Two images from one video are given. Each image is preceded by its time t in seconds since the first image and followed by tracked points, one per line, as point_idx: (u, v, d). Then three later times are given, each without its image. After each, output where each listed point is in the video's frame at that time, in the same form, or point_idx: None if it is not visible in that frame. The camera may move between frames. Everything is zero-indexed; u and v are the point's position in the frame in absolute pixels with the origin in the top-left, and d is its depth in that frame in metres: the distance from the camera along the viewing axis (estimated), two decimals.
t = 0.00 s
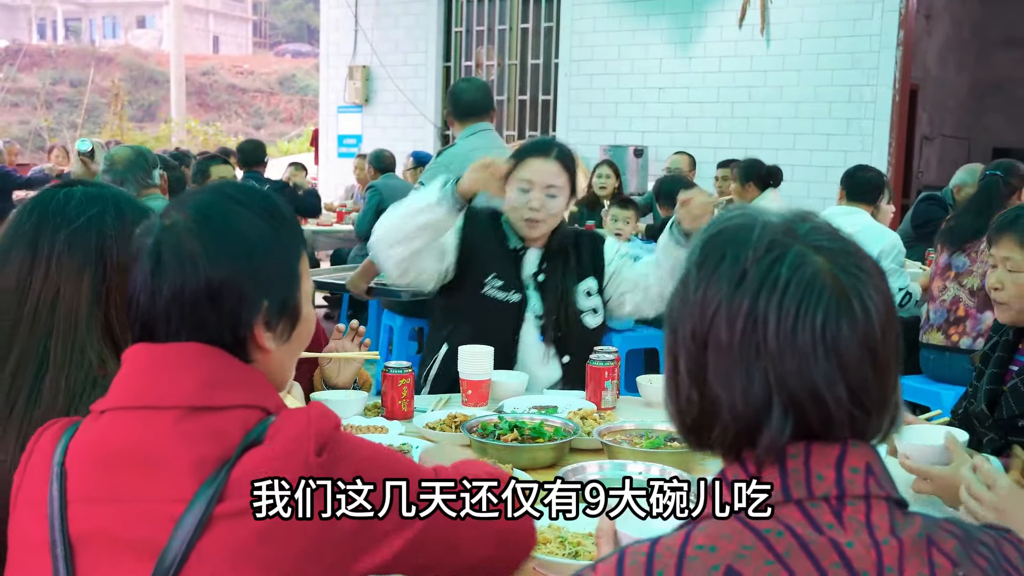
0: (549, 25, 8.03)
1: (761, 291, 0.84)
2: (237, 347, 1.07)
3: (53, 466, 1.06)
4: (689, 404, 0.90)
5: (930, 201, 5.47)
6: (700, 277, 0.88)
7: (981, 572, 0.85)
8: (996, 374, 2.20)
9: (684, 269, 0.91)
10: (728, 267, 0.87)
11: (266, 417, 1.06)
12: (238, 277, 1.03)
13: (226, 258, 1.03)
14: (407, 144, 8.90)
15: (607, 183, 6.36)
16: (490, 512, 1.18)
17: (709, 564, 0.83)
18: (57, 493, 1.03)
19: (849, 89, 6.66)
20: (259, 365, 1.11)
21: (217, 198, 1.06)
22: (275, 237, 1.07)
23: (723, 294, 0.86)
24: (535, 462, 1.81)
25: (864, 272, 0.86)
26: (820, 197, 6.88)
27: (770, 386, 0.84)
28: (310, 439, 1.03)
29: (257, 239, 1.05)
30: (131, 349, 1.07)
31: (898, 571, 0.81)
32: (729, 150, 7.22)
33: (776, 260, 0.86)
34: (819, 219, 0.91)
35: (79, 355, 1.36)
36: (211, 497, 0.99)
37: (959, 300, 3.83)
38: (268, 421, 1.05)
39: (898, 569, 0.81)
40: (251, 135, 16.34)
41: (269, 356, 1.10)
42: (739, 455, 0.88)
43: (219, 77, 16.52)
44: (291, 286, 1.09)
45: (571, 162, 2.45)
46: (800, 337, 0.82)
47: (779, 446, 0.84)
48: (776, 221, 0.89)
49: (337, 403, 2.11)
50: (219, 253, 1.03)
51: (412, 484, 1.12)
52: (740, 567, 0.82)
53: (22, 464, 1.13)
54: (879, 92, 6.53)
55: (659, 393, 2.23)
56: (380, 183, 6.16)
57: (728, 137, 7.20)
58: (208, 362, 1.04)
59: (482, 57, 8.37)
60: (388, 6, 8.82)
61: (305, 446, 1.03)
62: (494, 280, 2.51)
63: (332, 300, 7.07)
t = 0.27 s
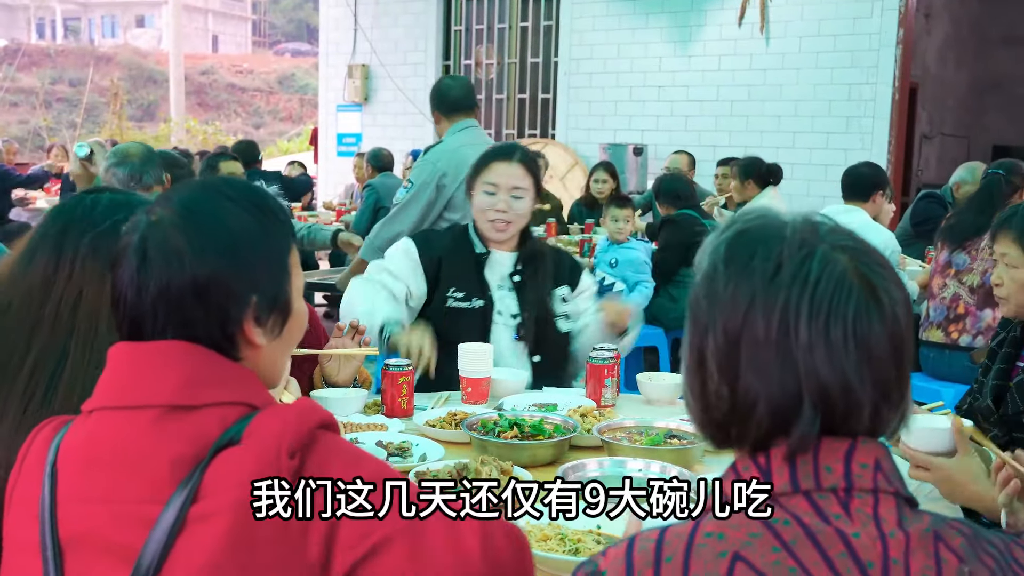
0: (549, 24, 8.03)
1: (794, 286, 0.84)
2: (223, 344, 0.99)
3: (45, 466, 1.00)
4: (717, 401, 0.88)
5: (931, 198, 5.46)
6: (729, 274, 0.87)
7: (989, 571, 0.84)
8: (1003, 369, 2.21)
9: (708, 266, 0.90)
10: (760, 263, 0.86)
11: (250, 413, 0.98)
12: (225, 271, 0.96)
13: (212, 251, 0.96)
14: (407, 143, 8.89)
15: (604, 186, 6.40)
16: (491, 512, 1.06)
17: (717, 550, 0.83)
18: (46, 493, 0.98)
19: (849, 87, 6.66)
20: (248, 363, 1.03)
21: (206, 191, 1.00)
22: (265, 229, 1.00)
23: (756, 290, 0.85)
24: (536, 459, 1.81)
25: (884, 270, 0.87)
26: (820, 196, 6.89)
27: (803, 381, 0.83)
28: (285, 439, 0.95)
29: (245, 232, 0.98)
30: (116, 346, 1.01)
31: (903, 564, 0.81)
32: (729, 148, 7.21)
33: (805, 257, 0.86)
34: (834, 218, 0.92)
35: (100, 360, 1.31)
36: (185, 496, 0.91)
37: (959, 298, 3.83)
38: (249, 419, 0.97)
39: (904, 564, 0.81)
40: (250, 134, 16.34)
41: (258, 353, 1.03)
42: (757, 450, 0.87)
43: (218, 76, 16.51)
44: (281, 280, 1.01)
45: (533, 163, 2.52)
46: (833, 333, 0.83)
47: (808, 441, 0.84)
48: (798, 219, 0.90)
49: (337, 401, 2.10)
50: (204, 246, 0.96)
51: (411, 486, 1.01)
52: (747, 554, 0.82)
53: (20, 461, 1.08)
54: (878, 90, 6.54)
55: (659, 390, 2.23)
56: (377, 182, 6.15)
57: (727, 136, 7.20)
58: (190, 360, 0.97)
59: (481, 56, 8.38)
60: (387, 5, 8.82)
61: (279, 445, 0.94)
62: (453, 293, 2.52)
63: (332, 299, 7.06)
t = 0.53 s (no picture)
0: (548, 22, 8.02)
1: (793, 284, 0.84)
2: (220, 345, 0.98)
3: (39, 467, 1.00)
4: (716, 399, 0.87)
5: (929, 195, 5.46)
6: (728, 272, 0.86)
7: (982, 564, 0.84)
8: (1011, 364, 2.17)
9: (705, 264, 0.89)
10: (759, 261, 0.86)
11: (244, 414, 0.97)
12: (223, 271, 0.95)
13: (210, 252, 0.95)
14: (406, 142, 8.89)
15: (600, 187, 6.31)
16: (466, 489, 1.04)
17: (711, 542, 0.83)
18: (41, 494, 0.98)
19: (848, 85, 6.65)
20: (245, 362, 1.02)
21: (201, 189, 0.99)
22: (264, 230, 0.99)
23: (755, 287, 0.85)
24: (534, 457, 1.81)
25: (879, 268, 0.88)
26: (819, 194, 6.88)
27: (801, 378, 0.83)
28: (271, 442, 0.92)
29: (243, 231, 0.97)
30: (112, 346, 1.00)
31: (896, 557, 0.81)
32: (728, 146, 7.21)
33: (802, 255, 0.86)
34: (828, 217, 0.92)
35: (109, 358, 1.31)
36: (175, 500, 0.91)
37: (959, 295, 3.83)
38: (240, 421, 0.95)
39: (896, 556, 0.81)
40: (249, 132, 16.34)
41: (257, 352, 1.02)
42: (756, 445, 0.86)
43: (217, 75, 16.51)
44: (279, 279, 1.00)
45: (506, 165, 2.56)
46: (830, 330, 0.83)
47: (807, 435, 0.84)
48: (793, 218, 0.90)
49: (336, 399, 2.10)
50: (202, 246, 0.95)
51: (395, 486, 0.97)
52: (741, 546, 0.82)
53: (14, 460, 1.08)
54: (878, 88, 6.52)
55: (658, 388, 2.23)
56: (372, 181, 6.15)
57: (727, 134, 7.19)
58: (185, 360, 0.96)
59: (480, 54, 8.38)
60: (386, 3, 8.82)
61: (265, 447, 0.92)
62: (436, 304, 2.53)
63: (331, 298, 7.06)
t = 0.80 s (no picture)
0: (546, 20, 8.01)
1: (778, 279, 0.84)
2: (211, 346, 0.98)
3: (29, 471, 1.00)
4: (705, 397, 0.87)
5: (926, 192, 5.46)
6: (713, 271, 0.86)
7: (972, 559, 0.85)
8: None
9: (690, 264, 0.89)
10: (743, 259, 0.86)
11: (237, 418, 0.97)
12: (214, 271, 0.94)
13: (200, 252, 0.94)
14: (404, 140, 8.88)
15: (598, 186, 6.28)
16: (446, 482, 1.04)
17: (702, 540, 0.83)
18: (31, 496, 0.98)
19: (846, 82, 6.64)
20: (237, 363, 1.02)
21: (189, 189, 0.99)
22: (254, 229, 0.99)
23: (740, 285, 0.85)
24: (532, 455, 1.81)
25: (863, 262, 0.88)
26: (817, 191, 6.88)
27: (789, 373, 0.83)
28: (265, 446, 0.92)
29: (232, 230, 0.97)
30: (101, 349, 0.99)
31: (885, 552, 0.81)
32: (726, 144, 7.20)
33: (786, 252, 0.86)
34: (811, 214, 0.92)
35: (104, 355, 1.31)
36: (167, 507, 0.91)
37: (957, 291, 3.83)
38: (233, 426, 0.95)
39: (886, 552, 0.81)
40: (248, 131, 16.34)
41: (249, 352, 1.01)
42: (744, 442, 0.86)
43: (215, 74, 16.50)
44: (271, 278, 1.00)
45: (495, 168, 2.54)
46: (816, 324, 0.83)
47: (797, 431, 0.83)
48: (777, 216, 0.90)
49: (333, 399, 2.10)
50: (191, 247, 0.94)
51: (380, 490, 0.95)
52: (731, 544, 0.82)
53: (5, 461, 1.08)
54: (876, 85, 6.51)
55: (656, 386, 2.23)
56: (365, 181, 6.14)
57: (725, 132, 7.19)
58: (174, 363, 0.96)
59: (478, 52, 8.38)
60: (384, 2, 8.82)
61: (259, 452, 0.91)
62: (425, 314, 2.54)
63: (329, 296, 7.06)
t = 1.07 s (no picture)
0: (545, 19, 8.01)
1: (782, 279, 0.84)
2: (207, 347, 0.98)
3: (26, 471, 0.99)
4: (707, 396, 0.87)
5: (925, 190, 5.46)
6: (716, 269, 0.86)
7: (974, 559, 0.85)
8: None
9: (692, 261, 0.88)
10: (747, 257, 0.86)
11: (233, 421, 0.97)
12: (210, 270, 0.94)
13: (195, 251, 0.94)
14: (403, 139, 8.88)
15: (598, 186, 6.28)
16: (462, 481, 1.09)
17: (701, 540, 0.83)
18: (27, 496, 0.97)
19: (845, 81, 6.64)
20: (234, 363, 1.01)
21: (186, 187, 0.98)
22: (251, 229, 0.99)
23: (744, 283, 0.84)
24: (531, 454, 1.81)
25: (867, 262, 0.88)
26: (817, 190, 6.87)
27: (792, 373, 0.83)
28: (260, 452, 0.91)
29: (227, 228, 0.96)
30: (97, 349, 0.99)
31: (886, 552, 0.81)
32: (726, 143, 7.20)
33: (790, 250, 0.85)
34: (814, 211, 0.92)
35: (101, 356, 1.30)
36: (161, 511, 0.90)
37: (957, 290, 3.83)
38: (229, 428, 0.94)
39: (886, 551, 0.81)
40: (247, 131, 16.34)
41: (246, 352, 1.01)
42: (746, 441, 0.86)
43: (215, 73, 16.49)
44: (268, 278, 1.00)
45: (501, 174, 2.51)
46: (819, 324, 0.83)
47: (799, 432, 0.83)
48: (779, 214, 0.89)
49: (332, 398, 2.10)
50: (186, 245, 0.94)
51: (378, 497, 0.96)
52: (730, 544, 0.82)
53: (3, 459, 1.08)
54: (876, 84, 6.50)
55: (655, 385, 2.23)
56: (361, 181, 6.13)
57: (725, 131, 7.18)
58: (169, 363, 0.95)
59: (477, 51, 8.36)
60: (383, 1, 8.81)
61: (255, 456, 0.91)
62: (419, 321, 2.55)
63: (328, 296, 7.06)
